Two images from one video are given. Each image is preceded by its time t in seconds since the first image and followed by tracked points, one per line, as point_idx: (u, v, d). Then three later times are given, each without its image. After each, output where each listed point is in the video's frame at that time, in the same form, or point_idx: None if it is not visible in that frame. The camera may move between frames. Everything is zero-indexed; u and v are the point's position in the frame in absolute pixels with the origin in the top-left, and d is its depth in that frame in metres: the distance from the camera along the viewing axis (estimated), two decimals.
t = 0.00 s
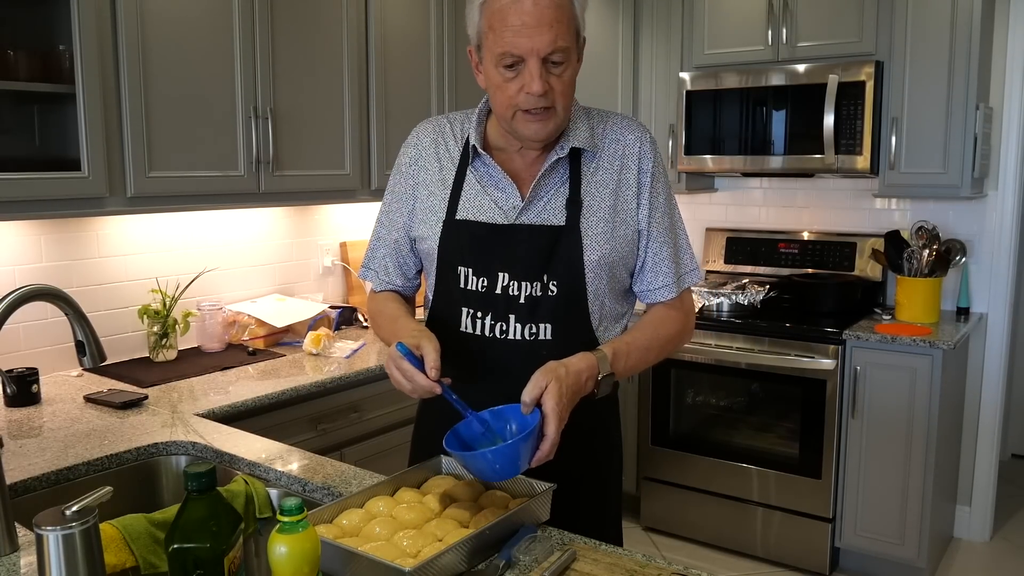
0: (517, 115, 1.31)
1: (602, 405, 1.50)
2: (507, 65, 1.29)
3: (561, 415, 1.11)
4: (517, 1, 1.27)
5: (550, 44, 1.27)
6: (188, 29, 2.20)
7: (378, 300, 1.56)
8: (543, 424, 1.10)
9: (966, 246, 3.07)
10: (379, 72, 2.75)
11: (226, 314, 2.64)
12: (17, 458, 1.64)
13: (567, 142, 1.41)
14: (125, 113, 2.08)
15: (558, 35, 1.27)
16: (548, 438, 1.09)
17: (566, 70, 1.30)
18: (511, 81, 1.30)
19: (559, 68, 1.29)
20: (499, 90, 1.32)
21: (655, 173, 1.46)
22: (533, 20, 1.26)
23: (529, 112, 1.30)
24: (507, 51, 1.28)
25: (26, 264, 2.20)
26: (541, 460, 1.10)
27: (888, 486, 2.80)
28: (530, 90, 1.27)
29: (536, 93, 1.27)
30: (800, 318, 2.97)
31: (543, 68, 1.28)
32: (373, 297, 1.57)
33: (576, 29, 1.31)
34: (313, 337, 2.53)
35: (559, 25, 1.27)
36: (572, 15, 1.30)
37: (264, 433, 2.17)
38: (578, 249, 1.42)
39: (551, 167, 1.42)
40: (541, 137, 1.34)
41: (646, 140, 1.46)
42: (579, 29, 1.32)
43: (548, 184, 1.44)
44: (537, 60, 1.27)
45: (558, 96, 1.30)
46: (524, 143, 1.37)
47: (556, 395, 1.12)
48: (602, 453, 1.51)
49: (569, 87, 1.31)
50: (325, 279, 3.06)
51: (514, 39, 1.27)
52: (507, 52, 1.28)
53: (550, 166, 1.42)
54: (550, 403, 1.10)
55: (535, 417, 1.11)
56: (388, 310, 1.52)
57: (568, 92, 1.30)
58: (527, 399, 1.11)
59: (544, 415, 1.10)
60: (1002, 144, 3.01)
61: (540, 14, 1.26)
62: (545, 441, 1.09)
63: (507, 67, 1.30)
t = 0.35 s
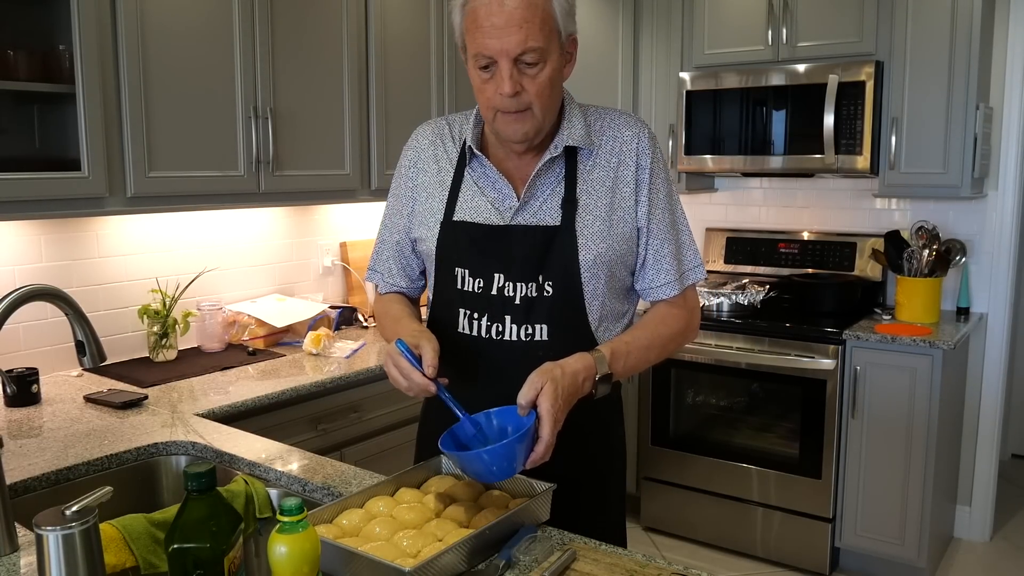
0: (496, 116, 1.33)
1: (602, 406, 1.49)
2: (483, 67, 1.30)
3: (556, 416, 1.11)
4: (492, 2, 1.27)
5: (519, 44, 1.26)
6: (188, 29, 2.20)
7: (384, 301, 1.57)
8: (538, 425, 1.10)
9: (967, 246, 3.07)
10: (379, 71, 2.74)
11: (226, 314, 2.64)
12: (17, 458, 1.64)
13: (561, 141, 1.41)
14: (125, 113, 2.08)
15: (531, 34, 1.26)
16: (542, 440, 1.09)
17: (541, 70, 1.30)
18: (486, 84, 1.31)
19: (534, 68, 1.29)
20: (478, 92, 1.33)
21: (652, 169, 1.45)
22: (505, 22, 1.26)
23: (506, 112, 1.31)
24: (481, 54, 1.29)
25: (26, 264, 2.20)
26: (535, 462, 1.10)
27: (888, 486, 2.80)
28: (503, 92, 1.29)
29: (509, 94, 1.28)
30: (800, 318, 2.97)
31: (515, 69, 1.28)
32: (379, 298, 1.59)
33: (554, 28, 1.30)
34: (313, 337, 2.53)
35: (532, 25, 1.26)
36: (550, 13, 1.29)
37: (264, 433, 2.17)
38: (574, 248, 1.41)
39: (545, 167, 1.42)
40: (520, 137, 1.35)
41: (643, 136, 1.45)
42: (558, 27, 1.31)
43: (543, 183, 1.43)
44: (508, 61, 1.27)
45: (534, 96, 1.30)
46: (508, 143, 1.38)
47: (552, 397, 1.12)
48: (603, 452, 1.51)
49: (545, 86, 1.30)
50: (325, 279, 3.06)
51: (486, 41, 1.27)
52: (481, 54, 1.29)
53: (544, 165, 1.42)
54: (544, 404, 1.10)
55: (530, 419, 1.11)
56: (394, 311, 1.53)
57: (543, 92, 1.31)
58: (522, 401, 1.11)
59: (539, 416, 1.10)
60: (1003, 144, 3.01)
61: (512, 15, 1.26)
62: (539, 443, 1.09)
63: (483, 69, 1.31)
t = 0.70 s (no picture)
0: (488, 115, 1.33)
1: (602, 406, 1.49)
2: (473, 67, 1.31)
3: (546, 414, 1.11)
4: (480, 2, 1.27)
5: (506, 45, 1.26)
6: (188, 30, 2.20)
7: (388, 301, 1.57)
8: (528, 422, 1.10)
9: (967, 246, 3.07)
10: (379, 71, 2.74)
11: (226, 314, 2.64)
12: (17, 458, 1.64)
13: (559, 140, 1.41)
14: (125, 112, 2.08)
15: (517, 34, 1.26)
16: (532, 437, 1.10)
17: (530, 71, 1.30)
18: (476, 85, 1.32)
19: (522, 68, 1.29)
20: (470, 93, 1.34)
21: (652, 168, 1.44)
22: (490, 21, 1.26)
23: (497, 113, 1.32)
24: (470, 54, 1.30)
25: (25, 264, 2.20)
26: (526, 459, 1.10)
27: (888, 486, 2.80)
28: (491, 93, 1.29)
29: (497, 94, 1.29)
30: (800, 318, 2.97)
31: (503, 69, 1.28)
32: (383, 298, 1.59)
33: (542, 28, 1.30)
34: (313, 337, 2.53)
35: (518, 25, 1.26)
36: (538, 12, 1.29)
37: (264, 433, 2.17)
38: (571, 247, 1.41)
39: (542, 165, 1.43)
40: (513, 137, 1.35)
41: (644, 135, 1.45)
42: (548, 25, 1.31)
43: (540, 182, 1.44)
44: (495, 62, 1.28)
45: (523, 96, 1.30)
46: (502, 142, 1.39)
47: (543, 394, 1.12)
48: (603, 452, 1.51)
49: (535, 86, 1.30)
50: (325, 279, 3.06)
51: (474, 42, 1.28)
52: (470, 55, 1.30)
53: (542, 163, 1.42)
54: (535, 402, 1.10)
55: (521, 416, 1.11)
56: (398, 312, 1.53)
57: (533, 92, 1.31)
58: (514, 399, 1.11)
59: (529, 414, 1.10)
60: (1003, 144, 3.01)
61: (499, 14, 1.26)
62: (530, 440, 1.10)
63: (473, 69, 1.32)
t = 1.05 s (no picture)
0: (483, 126, 1.33)
1: (602, 405, 1.50)
2: (468, 81, 1.30)
3: (545, 418, 1.12)
4: (473, 16, 1.25)
5: (501, 60, 1.25)
6: (188, 30, 2.20)
7: (379, 304, 1.58)
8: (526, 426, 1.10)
9: (967, 246, 3.07)
10: (379, 71, 2.74)
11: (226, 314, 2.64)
12: (17, 458, 1.64)
13: (555, 142, 1.41)
14: (125, 112, 2.08)
15: (511, 49, 1.25)
16: (530, 441, 1.09)
17: (526, 82, 1.29)
18: (472, 98, 1.31)
19: (517, 81, 1.29)
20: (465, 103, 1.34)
21: (648, 169, 1.45)
22: (485, 37, 1.25)
23: (493, 125, 1.32)
24: (465, 69, 1.29)
25: (25, 264, 2.20)
26: (523, 463, 1.11)
27: (888, 487, 2.80)
28: (488, 107, 1.29)
29: (493, 109, 1.29)
30: (800, 318, 2.97)
31: (498, 83, 1.28)
32: (376, 301, 1.59)
33: (537, 39, 1.28)
34: (313, 337, 2.53)
35: (512, 39, 1.25)
36: (532, 22, 1.27)
37: (264, 433, 2.17)
38: (568, 249, 1.41)
39: (538, 168, 1.43)
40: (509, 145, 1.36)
41: (640, 136, 1.45)
42: (542, 34, 1.29)
43: (537, 184, 1.44)
44: (491, 77, 1.27)
45: (519, 108, 1.30)
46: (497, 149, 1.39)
47: (541, 399, 1.12)
48: (603, 452, 1.51)
49: (530, 96, 1.30)
50: (325, 279, 3.06)
51: (469, 57, 1.27)
52: (465, 69, 1.29)
53: (539, 166, 1.42)
54: (531, 406, 1.10)
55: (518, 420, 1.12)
56: (386, 316, 1.54)
57: (529, 103, 1.31)
58: (512, 403, 1.12)
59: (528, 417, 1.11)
60: (1003, 144, 3.01)
61: (493, 31, 1.24)
62: (527, 445, 1.10)
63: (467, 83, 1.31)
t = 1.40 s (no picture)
0: (476, 128, 1.34)
1: (600, 406, 1.49)
2: (459, 85, 1.30)
3: (554, 420, 1.11)
4: (462, 21, 1.25)
5: (491, 64, 1.25)
6: (188, 30, 2.20)
7: (376, 307, 1.58)
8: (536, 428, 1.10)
9: (966, 246, 3.07)
10: (379, 71, 2.74)
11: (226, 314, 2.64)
12: (17, 458, 1.64)
13: (549, 140, 1.41)
14: (125, 113, 2.08)
15: (502, 52, 1.25)
16: (541, 443, 1.09)
17: (517, 84, 1.29)
18: (463, 101, 1.31)
19: (508, 83, 1.29)
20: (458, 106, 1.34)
21: (641, 166, 1.45)
22: (475, 41, 1.25)
23: (485, 126, 1.32)
24: (456, 73, 1.29)
25: (25, 263, 2.19)
26: (535, 466, 1.10)
27: (889, 486, 2.80)
28: (480, 110, 1.29)
29: (485, 112, 1.29)
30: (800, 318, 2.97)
31: (489, 86, 1.28)
32: (374, 304, 1.60)
33: (527, 42, 1.28)
34: (313, 337, 2.53)
35: (502, 42, 1.25)
36: (521, 24, 1.27)
37: (264, 433, 2.17)
38: (565, 247, 1.42)
39: (532, 168, 1.43)
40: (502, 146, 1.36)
41: (632, 133, 1.46)
42: (531, 36, 1.29)
43: (532, 184, 1.44)
44: (481, 80, 1.27)
45: (511, 110, 1.31)
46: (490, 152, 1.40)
47: (549, 400, 1.12)
48: (603, 452, 1.51)
49: (522, 98, 1.30)
50: (325, 279, 3.06)
51: (459, 61, 1.27)
52: (456, 73, 1.29)
53: (533, 165, 1.42)
54: (541, 408, 1.10)
55: (529, 424, 1.11)
56: (382, 319, 1.54)
57: (521, 105, 1.31)
58: (521, 406, 1.11)
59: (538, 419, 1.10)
60: (1003, 144, 3.01)
61: (482, 34, 1.24)
62: (539, 447, 1.09)
63: (458, 86, 1.31)
